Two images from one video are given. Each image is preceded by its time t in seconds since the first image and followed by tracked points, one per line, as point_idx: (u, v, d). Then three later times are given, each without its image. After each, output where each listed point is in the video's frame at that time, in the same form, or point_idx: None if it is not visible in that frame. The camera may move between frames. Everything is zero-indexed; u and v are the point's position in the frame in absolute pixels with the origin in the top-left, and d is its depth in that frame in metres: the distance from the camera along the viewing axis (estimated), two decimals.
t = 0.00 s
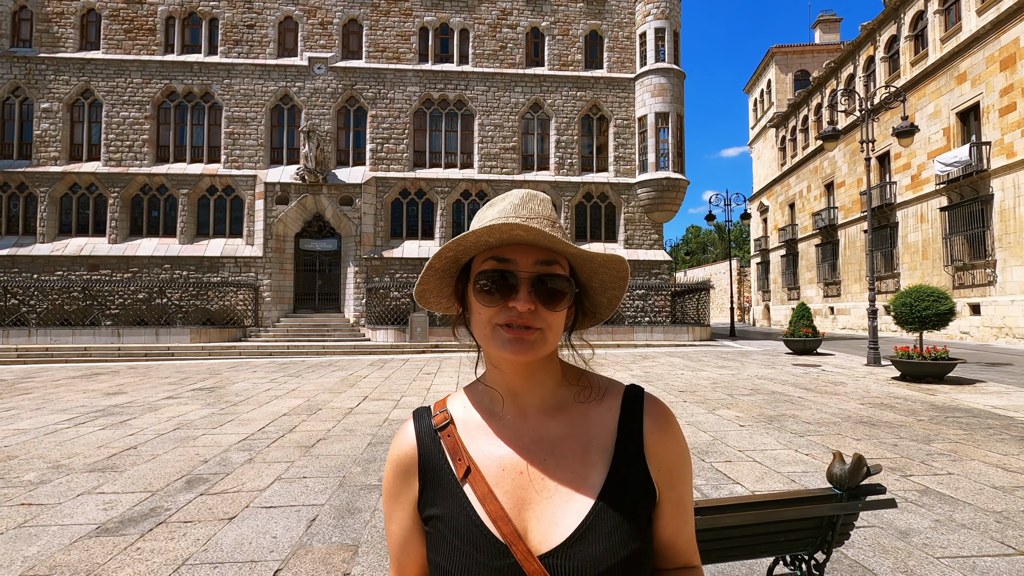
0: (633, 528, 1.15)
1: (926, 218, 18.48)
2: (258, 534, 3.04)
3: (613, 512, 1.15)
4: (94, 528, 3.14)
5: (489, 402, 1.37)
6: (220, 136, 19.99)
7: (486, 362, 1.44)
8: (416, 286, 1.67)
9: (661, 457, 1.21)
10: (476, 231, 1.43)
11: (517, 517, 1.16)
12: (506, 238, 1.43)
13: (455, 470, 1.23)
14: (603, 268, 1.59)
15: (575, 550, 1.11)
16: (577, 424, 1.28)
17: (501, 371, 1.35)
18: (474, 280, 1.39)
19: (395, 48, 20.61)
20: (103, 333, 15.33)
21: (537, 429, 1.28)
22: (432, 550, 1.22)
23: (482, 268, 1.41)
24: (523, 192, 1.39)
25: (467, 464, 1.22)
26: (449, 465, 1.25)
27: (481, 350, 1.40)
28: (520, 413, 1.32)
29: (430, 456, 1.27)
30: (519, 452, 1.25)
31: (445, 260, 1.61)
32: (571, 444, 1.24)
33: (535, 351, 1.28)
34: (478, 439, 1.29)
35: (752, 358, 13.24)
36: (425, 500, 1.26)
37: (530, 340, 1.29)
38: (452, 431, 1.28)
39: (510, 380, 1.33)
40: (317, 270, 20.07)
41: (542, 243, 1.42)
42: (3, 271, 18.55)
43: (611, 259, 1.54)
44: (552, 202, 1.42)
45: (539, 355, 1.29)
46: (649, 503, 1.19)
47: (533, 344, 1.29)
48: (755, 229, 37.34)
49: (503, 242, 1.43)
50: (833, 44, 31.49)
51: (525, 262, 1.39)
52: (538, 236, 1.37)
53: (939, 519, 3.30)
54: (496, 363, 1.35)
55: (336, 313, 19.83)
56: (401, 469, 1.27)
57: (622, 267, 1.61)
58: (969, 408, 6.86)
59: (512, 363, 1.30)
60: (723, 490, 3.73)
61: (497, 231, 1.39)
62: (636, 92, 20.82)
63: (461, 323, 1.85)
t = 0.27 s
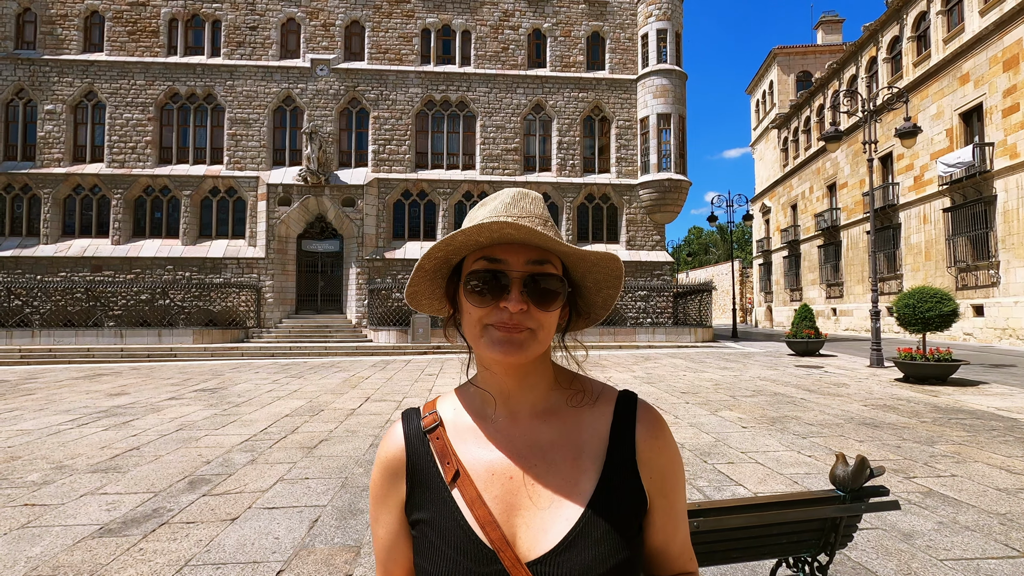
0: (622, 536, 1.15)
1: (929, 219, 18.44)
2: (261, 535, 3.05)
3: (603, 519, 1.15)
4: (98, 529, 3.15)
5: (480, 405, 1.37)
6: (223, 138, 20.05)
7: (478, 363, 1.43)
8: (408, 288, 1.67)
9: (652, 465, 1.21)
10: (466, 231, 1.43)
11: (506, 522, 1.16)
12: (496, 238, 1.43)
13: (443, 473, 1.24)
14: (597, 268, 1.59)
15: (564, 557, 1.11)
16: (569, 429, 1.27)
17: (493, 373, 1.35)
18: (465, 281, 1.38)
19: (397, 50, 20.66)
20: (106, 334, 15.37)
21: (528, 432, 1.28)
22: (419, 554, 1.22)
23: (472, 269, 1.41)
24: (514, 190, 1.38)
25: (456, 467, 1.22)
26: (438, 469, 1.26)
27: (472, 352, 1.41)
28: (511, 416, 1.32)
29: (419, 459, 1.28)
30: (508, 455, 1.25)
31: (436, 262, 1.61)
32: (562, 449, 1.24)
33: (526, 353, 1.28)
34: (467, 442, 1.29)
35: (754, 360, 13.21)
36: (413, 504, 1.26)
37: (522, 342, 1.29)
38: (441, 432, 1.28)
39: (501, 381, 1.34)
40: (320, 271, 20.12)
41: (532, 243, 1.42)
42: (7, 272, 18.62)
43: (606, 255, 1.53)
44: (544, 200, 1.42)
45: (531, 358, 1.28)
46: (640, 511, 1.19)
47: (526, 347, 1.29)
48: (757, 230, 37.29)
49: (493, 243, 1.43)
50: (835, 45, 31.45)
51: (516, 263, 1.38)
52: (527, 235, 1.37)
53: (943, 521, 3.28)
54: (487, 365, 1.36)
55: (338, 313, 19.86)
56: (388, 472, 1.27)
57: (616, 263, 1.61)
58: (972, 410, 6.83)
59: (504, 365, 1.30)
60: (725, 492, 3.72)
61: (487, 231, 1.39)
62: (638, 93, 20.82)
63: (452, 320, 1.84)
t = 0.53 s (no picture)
0: (610, 528, 1.14)
1: (935, 219, 18.33)
2: (265, 531, 3.06)
3: (593, 510, 1.15)
4: (103, 524, 3.16)
5: (475, 393, 1.36)
6: (228, 136, 20.11)
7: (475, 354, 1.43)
8: (405, 279, 1.67)
9: (643, 460, 1.21)
10: (463, 218, 1.43)
11: (494, 508, 1.16)
12: (492, 226, 1.43)
13: (434, 456, 1.23)
14: (593, 251, 1.59)
15: (551, 545, 1.10)
16: (562, 419, 1.28)
17: (490, 362, 1.35)
18: (461, 269, 1.38)
19: (402, 48, 20.66)
20: (111, 331, 15.43)
21: (520, 420, 1.28)
22: (400, 536, 1.21)
23: (469, 257, 1.41)
24: (510, 177, 1.39)
25: (447, 449, 1.21)
26: (428, 451, 1.25)
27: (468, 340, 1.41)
28: (505, 403, 1.32)
29: (409, 440, 1.27)
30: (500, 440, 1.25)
31: (432, 252, 1.62)
32: (554, 438, 1.24)
33: (523, 340, 1.28)
34: (458, 426, 1.29)
35: (758, 360, 13.17)
36: (398, 484, 1.25)
37: (519, 328, 1.29)
38: (434, 415, 1.28)
39: (498, 370, 1.33)
40: (324, 269, 20.18)
41: (527, 230, 1.42)
42: (14, 268, 18.74)
43: (599, 235, 1.53)
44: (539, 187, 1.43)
45: (529, 345, 1.28)
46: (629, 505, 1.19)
47: (524, 334, 1.29)
48: (761, 229, 37.17)
49: (489, 231, 1.43)
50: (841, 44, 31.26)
51: (511, 249, 1.38)
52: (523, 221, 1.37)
53: (947, 522, 3.27)
54: (483, 353, 1.36)
55: (342, 311, 19.92)
56: (376, 450, 1.26)
57: (613, 247, 1.61)
58: (977, 411, 6.80)
59: (501, 353, 1.30)
60: (729, 492, 3.71)
61: (483, 217, 1.40)
62: (642, 92, 20.76)
63: (451, 316, 1.84)
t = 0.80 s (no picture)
0: (603, 525, 1.15)
1: (939, 217, 18.24)
2: (269, 529, 3.07)
3: (587, 506, 1.15)
4: (108, 522, 3.18)
5: (473, 384, 1.36)
6: (231, 135, 20.15)
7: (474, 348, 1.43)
8: (407, 278, 1.67)
9: (636, 462, 1.22)
10: (463, 213, 1.43)
11: (486, 498, 1.16)
12: (492, 220, 1.44)
13: (428, 442, 1.22)
14: (593, 243, 1.59)
15: (544, 538, 1.11)
16: (559, 415, 1.28)
17: (489, 356, 1.35)
18: (462, 264, 1.38)
19: (404, 47, 20.66)
20: (116, 330, 15.49)
21: (517, 414, 1.28)
22: (387, 521, 1.20)
23: (469, 252, 1.40)
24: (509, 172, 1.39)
25: (441, 435, 1.21)
26: (421, 437, 1.24)
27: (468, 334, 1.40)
28: (503, 396, 1.32)
29: (403, 426, 1.26)
30: (495, 430, 1.25)
31: (432, 251, 1.62)
32: (550, 431, 1.25)
33: (526, 335, 1.28)
34: (454, 414, 1.29)
35: (762, 358, 13.14)
36: (386, 469, 1.23)
37: (521, 322, 1.29)
38: (430, 401, 1.28)
39: (498, 364, 1.33)
40: (327, 267, 20.22)
41: (528, 224, 1.42)
42: (19, 268, 18.83)
43: (596, 225, 1.53)
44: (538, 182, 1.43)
45: (530, 341, 1.29)
46: (621, 503, 1.19)
47: (525, 328, 1.29)
48: (764, 227, 37.07)
49: (490, 225, 1.43)
50: (845, 41, 31.11)
51: (510, 242, 1.38)
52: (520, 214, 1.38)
53: (952, 520, 3.25)
54: (483, 347, 1.36)
55: (345, 310, 19.95)
56: (367, 434, 1.24)
57: (612, 238, 1.62)
58: (982, 409, 6.77)
59: (501, 347, 1.30)
60: (732, 490, 3.71)
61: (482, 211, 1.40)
62: (645, 89, 20.70)
63: (453, 316, 1.84)
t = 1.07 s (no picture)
0: (605, 524, 1.16)
1: (940, 219, 18.24)
2: (268, 529, 3.07)
3: (591, 504, 1.16)
4: (107, 521, 3.18)
5: (476, 385, 1.36)
6: (232, 134, 20.15)
7: (478, 348, 1.43)
8: (410, 283, 1.67)
9: (637, 462, 1.24)
10: (464, 216, 1.43)
11: (490, 496, 1.16)
12: (492, 223, 1.44)
13: (431, 439, 1.21)
14: (593, 240, 1.60)
15: (548, 536, 1.11)
16: (563, 415, 1.28)
17: (494, 357, 1.35)
18: (465, 267, 1.38)
19: (405, 46, 20.66)
20: (115, 329, 15.50)
21: (521, 413, 1.28)
22: (388, 517, 1.19)
23: (472, 255, 1.40)
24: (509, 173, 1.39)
25: (445, 433, 1.20)
26: (424, 434, 1.24)
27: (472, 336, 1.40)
28: (506, 396, 1.32)
29: (406, 422, 1.26)
30: (498, 430, 1.25)
31: (435, 256, 1.62)
32: (554, 430, 1.26)
33: (531, 335, 1.28)
34: (457, 412, 1.28)
35: (761, 359, 13.14)
36: (388, 464, 1.23)
37: (527, 322, 1.29)
38: (433, 398, 1.27)
39: (502, 365, 1.34)
40: (327, 267, 20.22)
41: (529, 226, 1.43)
42: (19, 266, 18.83)
43: (595, 223, 1.53)
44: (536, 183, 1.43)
45: (534, 342, 1.29)
46: (622, 502, 1.20)
47: (531, 328, 1.29)
48: (764, 229, 37.08)
49: (491, 227, 1.43)
50: (846, 43, 31.12)
51: (512, 244, 1.38)
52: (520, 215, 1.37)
53: (951, 523, 3.25)
54: (487, 348, 1.36)
55: (345, 310, 19.96)
56: (370, 430, 1.24)
57: (612, 235, 1.62)
58: (982, 411, 6.77)
59: (507, 348, 1.30)
60: (732, 491, 3.71)
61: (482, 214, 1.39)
62: (646, 90, 20.70)
63: (457, 321, 1.84)
